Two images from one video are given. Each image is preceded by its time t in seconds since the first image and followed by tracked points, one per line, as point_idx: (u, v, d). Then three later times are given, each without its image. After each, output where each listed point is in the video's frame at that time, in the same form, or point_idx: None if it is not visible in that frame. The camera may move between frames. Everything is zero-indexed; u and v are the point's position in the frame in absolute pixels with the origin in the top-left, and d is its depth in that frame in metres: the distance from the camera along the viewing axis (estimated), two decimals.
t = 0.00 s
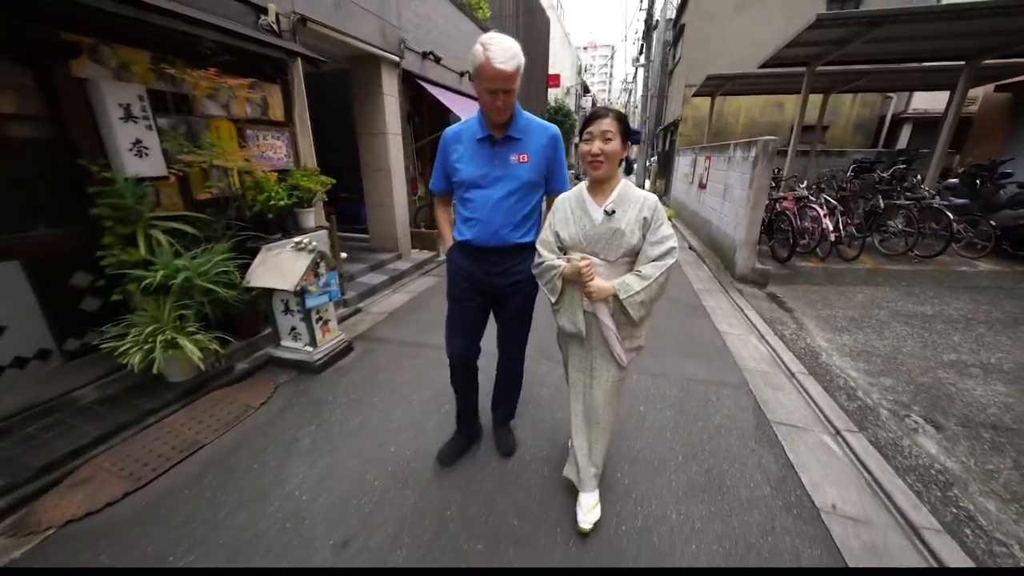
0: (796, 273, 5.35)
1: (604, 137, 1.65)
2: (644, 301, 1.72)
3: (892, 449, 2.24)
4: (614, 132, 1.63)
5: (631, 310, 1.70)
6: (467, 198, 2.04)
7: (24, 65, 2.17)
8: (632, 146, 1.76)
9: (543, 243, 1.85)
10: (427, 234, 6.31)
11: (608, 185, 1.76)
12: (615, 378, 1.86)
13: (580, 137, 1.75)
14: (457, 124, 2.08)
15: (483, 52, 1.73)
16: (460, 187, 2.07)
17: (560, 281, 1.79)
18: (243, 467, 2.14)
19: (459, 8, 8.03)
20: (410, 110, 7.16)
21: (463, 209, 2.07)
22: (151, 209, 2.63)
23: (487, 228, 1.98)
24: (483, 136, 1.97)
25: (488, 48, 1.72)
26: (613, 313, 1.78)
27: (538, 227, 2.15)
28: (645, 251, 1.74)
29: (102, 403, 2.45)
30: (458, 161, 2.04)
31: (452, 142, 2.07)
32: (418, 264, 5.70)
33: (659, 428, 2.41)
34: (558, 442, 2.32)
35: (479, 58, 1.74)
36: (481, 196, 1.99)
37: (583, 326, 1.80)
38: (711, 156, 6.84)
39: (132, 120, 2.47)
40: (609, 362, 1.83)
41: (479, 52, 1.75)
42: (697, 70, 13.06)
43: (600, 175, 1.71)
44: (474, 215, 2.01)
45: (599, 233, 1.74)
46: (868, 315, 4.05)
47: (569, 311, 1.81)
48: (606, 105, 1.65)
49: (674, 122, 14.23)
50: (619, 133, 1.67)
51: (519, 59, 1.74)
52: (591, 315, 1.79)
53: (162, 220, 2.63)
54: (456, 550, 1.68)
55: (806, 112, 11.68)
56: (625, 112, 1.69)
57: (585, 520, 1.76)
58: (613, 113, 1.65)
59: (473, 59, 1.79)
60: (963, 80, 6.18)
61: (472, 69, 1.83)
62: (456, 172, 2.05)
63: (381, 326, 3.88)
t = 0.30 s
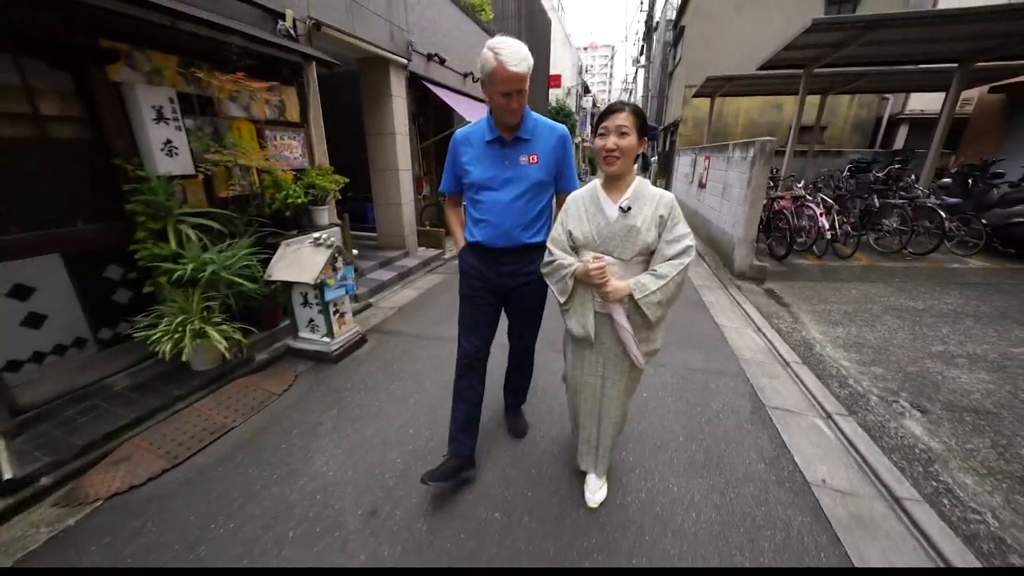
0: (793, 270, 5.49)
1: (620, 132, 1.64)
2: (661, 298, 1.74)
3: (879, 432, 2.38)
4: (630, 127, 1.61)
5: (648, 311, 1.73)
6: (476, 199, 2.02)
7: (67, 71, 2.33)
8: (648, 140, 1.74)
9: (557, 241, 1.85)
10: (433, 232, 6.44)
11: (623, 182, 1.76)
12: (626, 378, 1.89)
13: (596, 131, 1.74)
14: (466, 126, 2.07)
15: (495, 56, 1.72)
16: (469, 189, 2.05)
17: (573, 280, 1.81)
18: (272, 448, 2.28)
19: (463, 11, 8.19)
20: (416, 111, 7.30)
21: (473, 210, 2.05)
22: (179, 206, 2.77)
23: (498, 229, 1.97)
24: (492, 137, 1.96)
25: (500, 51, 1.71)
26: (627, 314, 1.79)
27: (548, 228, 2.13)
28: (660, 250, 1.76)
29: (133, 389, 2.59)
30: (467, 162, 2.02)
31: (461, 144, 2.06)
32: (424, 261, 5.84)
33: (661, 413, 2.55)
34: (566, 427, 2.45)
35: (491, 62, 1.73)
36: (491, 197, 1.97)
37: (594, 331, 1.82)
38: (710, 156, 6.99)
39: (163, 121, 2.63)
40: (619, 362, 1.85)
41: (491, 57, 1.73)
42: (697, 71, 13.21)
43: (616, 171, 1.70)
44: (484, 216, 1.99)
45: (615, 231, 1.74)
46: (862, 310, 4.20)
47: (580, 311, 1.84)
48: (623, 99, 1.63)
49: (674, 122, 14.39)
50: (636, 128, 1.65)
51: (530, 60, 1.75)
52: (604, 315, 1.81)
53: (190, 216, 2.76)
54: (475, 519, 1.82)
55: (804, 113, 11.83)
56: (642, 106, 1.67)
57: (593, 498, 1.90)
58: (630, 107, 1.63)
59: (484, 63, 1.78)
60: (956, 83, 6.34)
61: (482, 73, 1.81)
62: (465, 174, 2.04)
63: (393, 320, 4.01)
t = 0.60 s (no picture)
0: (789, 267, 5.67)
1: (628, 129, 1.60)
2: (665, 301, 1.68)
3: (863, 413, 2.55)
4: (638, 124, 1.56)
5: (649, 313, 1.67)
6: (472, 199, 2.05)
7: (107, 76, 2.52)
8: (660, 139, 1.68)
9: (562, 239, 1.85)
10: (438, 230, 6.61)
11: (632, 181, 1.71)
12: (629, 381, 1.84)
13: (606, 128, 1.71)
14: (458, 126, 2.10)
15: (488, 53, 1.75)
16: (465, 189, 2.08)
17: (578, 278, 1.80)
18: (297, 427, 2.44)
19: (468, 14, 8.37)
20: (421, 111, 7.47)
21: (468, 210, 2.07)
22: (206, 201, 2.93)
23: (495, 227, 2.00)
24: (485, 136, 1.99)
25: (493, 48, 1.74)
26: (630, 315, 1.74)
27: (545, 224, 2.18)
28: (667, 253, 1.68)
29: (163, 373, 2.75)
30: (461, 162, 2.05)
31: (454, 144, 2.09)
32: (430, 258, 6.00)
33: (661, 396, 2.73)
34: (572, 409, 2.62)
35: (485, 60, 1.75)
36: (487, 196, 2.00)
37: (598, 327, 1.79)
38: (708, 157, 7.16)
39: (194, 122, 2.78)
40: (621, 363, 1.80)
41: (484, 55, 1.75)
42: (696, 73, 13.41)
43: (623, 168, 1.66)
44: (481, 215, 2.02)
45: (619, 232, 1.70)
46: (853, 304, 4.38)
47: (583, 310, 1.80)
48: (632, 96, 1.59)
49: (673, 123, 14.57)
50: (645, 125, 1.60)
51: (522, 54, 1.81)
52: (607, 314, 1.77)
53: (217, 211, 2.95)
54: (490, 487, 1.99)
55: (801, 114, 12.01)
56: (653, 103, 1.61)
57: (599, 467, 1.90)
58: (639, 104, 1.59)
59: (476, 61, 1.80)
60: (947, 85, 6.52)
61: (474, 71, 1.83)
62: (459, 174, 2.07)
63: (403, 313, 4.18)
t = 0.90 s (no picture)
0: (784, 263, 5.85)
1: (628, 128, 1.67)
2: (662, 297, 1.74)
3: (849, 395, 2.73)
4: (638, 123, 1.64)
5: (645, 308, 1.71)
6: (463, 193, 2.08)
7: (141, 79, 2.70)
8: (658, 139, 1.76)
9: (562, 236, 1.91)
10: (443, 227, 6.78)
11: (631, 179, 1.78)
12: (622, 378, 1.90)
13: (606, 129, 1.78)
14: (450, 123, 2.14)
15: (472, 47, 1.76)
16: (457, 184, 2.11)
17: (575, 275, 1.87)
18: (320, 407, 2.62)
19: (471, 17, 8.56)
20: (426, 112, 7.65)
21: (460, 204, 2.10)
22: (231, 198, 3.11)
23: (485, 220, 2.01)
24: (474, 131, 2.00)
25: (478, 42, 1.75)
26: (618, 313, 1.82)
27: (536, 218, 2.17)
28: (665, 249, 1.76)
29: (190, 359, 2.93)
30: (452, 157, 2.08)
31: (445, 140, 2.12)
32: (436, 255, 6.17)
33: (659, 380, 2.91)
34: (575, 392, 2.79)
35: (470, 54, 1.76)
36: (477, 189, 2.02)
37: (594, 322, 1.87)
38: (706, 156, 7.33)
39: (221, 123, 2.97)
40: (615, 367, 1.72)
41: (469, 51, 1.77)
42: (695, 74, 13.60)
43: (622, 167, 1.73)
44: (472, 209, 2.04)
45: (620, 228, 1.78)
46: (844, 297, 4.56)
47: (582, 308, 1.89)
48: (631, 97, 1.66)
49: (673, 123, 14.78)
50: (644, 125, 1.67)
51: (507, 47, 1.82)
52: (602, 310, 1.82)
53: (241, 207, 3.12)
54: (500, 459, 2.16)
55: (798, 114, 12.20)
56: (652, 104, 1.69)
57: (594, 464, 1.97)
58: (639, 105, 1.67)
59: (462, 57, 1.82)
60: (938, 87, 6.70)
61: (461, 66, 1.85)
62: (450, 169, 2.10)
63: (412, 305, 4.35)
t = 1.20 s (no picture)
0: (778, 260, 6.04)
1: (622, 127, 1.67)
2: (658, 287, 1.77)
3: (834, 380, 2.92)
4: (632, 122, 1.63)
5: (642, 297, 1.74)
6: (464, 194, 2.09)
7: (171, 83, 2.88)
8: (653, 136, 1.76)
9: (558, 236, 1.91)
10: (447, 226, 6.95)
11: (626, 177, 1.79)
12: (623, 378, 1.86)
13: (601, 127, 1.78)
14: (451, 125, 2.15)
15: (470, 52, 1.75)
16: (457, 185, 2.13)
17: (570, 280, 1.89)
18: (339, 391, 2.80)
19: (474, 20, 8.76)
20: (431, 113, 7.84)
21: (461, 205, 2.12)
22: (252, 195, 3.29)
23: (484, 220, 2.02)
24: (474, 133, 2.02)
25: (477, 48, 1.74)
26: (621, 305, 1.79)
27: (535, 217, 2.18)
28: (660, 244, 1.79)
29: (214, 347, 3.10)
30: (452, 159, 2.10)
31: (446, 143, 2.14)
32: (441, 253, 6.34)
33: (657, 367, 3.09)
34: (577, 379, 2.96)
35: (468, 59, 1.75)
36: (477, 190, 2.03)
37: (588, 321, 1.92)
38: (704, 156, 7.51)
39: (243, 125, 3.15)
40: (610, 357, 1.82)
41: (468, 55, 1.76)
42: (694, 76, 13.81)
43: (617, 166, 1.74)
44: (472, 209, 2.06)
45: (616, 225, 1.79)
46: (835, 291, 4.75)
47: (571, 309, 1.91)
48: (626, 96, 1.65)
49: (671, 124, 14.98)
50: (639, 123, 1.67)
51: (505, 52, 1.82)
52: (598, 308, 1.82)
53: (261, 204, 3.30)
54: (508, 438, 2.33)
55: (794, 116, 12.40)
56: (647, 103, 1.68)
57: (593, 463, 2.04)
58: (634, 103, 1.66)
59: (461, 61, 1.82)
60: (929, 90, 6.90)
61: (459, 71, 1.84)
62: (451, 170, 2.11)
63: (420, 300, 4.53)
